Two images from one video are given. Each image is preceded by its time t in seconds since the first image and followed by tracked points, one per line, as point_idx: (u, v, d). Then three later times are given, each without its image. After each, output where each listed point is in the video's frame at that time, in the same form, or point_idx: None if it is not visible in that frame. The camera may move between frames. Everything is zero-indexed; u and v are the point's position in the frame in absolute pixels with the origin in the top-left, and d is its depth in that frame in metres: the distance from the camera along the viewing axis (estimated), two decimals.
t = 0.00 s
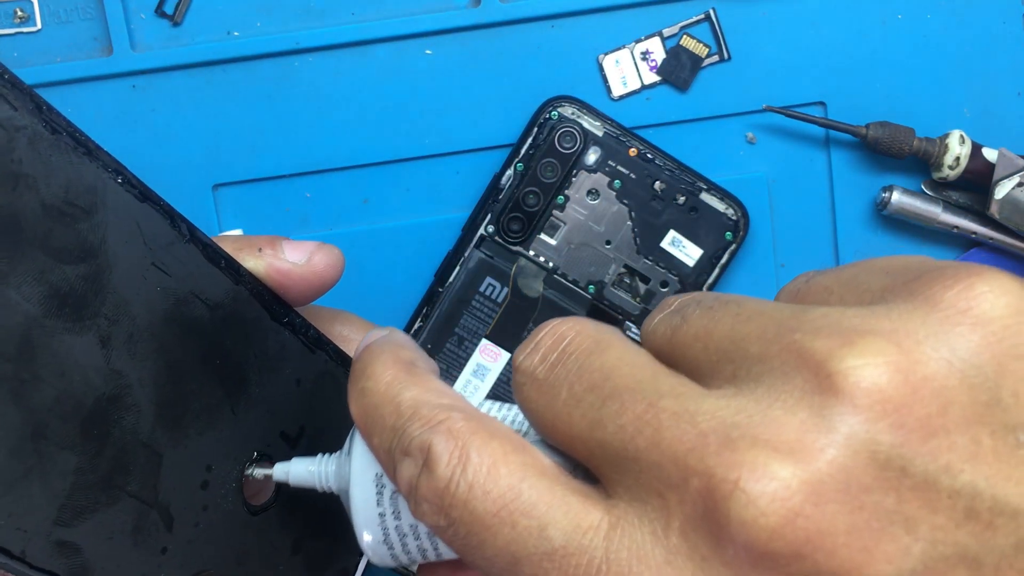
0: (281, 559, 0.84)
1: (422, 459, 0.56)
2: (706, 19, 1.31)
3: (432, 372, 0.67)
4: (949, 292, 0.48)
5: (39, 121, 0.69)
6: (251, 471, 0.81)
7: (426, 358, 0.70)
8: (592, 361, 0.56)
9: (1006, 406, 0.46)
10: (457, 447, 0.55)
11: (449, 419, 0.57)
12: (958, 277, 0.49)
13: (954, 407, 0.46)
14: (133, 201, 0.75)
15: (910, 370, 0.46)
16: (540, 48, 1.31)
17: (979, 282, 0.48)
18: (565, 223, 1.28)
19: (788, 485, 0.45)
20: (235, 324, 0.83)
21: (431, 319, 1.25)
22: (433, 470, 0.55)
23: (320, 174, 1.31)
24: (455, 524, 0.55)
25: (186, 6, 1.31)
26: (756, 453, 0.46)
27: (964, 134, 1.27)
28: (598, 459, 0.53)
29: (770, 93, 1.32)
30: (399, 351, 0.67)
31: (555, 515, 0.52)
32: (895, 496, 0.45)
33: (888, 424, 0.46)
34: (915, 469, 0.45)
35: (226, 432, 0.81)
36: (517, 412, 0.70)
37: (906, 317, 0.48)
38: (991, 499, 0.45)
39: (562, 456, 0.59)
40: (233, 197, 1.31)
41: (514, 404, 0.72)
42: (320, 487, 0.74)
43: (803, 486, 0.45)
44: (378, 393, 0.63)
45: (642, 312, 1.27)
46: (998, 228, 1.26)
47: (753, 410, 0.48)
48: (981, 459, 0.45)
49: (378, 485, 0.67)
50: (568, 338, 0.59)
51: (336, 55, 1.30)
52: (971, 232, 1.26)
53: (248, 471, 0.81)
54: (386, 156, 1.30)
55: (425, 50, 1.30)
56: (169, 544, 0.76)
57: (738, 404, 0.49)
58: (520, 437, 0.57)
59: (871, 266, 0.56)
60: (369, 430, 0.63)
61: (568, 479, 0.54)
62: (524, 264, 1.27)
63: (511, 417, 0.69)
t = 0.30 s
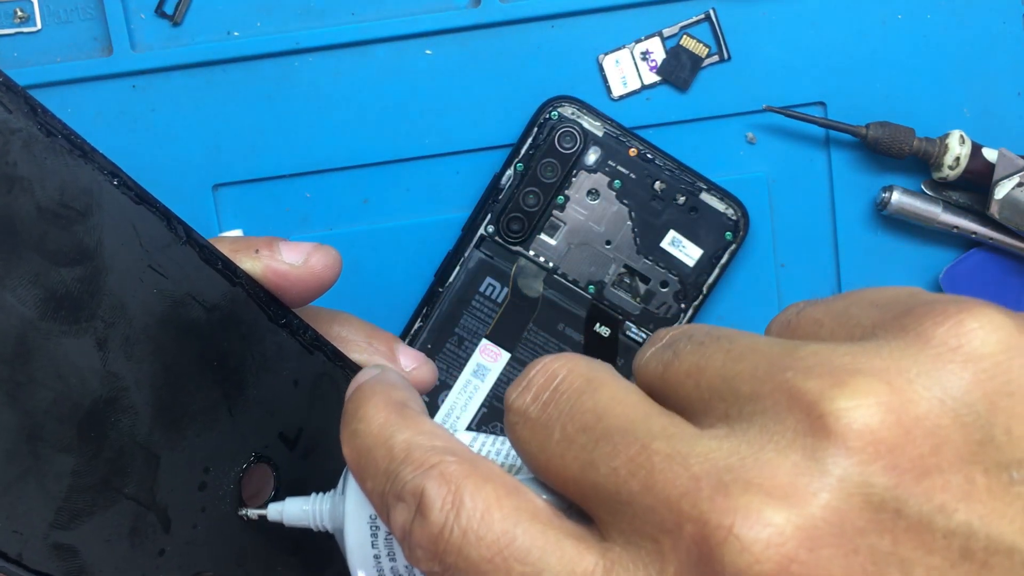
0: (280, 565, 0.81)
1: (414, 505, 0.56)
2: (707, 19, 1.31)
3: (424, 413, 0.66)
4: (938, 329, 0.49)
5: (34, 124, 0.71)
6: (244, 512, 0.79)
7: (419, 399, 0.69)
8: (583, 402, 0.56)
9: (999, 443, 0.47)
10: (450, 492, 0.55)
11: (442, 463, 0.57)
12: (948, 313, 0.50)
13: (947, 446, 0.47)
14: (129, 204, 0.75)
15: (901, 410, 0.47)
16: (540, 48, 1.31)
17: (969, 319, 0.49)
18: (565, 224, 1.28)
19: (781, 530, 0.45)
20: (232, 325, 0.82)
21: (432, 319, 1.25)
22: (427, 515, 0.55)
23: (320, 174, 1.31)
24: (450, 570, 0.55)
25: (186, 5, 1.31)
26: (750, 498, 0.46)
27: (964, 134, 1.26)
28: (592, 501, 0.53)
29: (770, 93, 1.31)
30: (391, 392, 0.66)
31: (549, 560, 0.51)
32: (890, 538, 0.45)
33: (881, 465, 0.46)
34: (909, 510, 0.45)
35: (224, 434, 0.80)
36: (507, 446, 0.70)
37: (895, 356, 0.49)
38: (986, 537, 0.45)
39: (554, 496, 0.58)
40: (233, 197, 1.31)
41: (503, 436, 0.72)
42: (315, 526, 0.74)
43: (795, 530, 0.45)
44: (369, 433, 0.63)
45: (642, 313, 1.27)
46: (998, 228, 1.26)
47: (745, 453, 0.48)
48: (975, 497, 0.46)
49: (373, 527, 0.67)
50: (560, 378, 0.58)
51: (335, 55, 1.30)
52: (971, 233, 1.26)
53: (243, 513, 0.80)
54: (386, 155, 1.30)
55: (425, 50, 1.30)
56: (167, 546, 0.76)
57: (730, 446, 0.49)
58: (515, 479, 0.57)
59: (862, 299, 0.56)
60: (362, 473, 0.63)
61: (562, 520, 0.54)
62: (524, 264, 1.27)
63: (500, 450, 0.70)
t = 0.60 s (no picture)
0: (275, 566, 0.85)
1: (439, 490, 0.56)
2: (707, 18, 1.31)
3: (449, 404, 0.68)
4: (952, 323, 0.49)
5: (25, 130, 0.69)
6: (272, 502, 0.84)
7: (443, 391, 0.70)
8: (604, 391, 0.56)
9: (1010, 435, 0.47)
10: (473, 477, 0.55)
11: (465, 449, 0.57)
12: (961, 307, 0.49)
13: (958, 437, 0.46)
14: (122, 208, 0.75)
15: (915, 401, 0.47)
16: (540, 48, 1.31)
17: (981, 314, 0.49)
18: (565, 224, 1.28)
19: (796, 515, 0.45)
20: (227, 330, 0.82)
21: (431, 319, 1.25)
22: (450, 500, 0.55)
23: (319, 174, 1.31)
24: (471, 554, 0.55)
25: (186, 5, 1.31)
26: (765, 484, 0.46)
27: (964, 134, 1.26)
28: (611, 488, 0.53)
29: (770, 93, 1.31)
30: (418, 383, 0.68)
31: (569, 545, 0.52)
32: (902, 525, 0.45)
33: (895, 454, 0.46)
34: (921, 498, 0.45)
35: (218, 439, 0.81)
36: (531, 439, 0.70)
37: (909, 348, 0.48)
38: (997, 527, 0.45)
39: (576, 485, 0.59)
40: (232, 197, 1.31)
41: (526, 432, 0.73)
42: (341, 516, 0.74)
43: (809, 517, 0.45)
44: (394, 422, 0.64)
45: (642, 313, 1.27)
46: (998, 228, 1.26)
47: (762, 440, 0.48)
48: (986, 487, 0.46)
49: (398, 515, 0.67)
50: (582, 369, 0.59)
51: (336, 55, 1.30)
52: (971, 233, 1.26)
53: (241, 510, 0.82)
54: (386, 155, 1.30)
55: (425, 50, 1.30)
56: (161, 551, 0.76)
57: (748, 435, 0.49)
58: (536, 467, 0.57)
59: (877, 296, 0.56)
60: (387, 461, 0.64)
61: (582, 508, 0.54)
62: (524, 264, 1.27)
63: (525, 444, 0.69)
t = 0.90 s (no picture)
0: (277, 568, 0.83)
1: (430, 464, 0.57)
2: (706, 19, 1.31)
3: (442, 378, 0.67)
4: (953, 303, 0.49)
5: (31, 135, 0.70)
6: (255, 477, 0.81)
7: (436, 365, 0.69)
8: (599, 367, 0.56)
9: (1011, 416, 0.46)
10: (466, 451, 0.55)
11: (457, 424, 0.58)
12: (962, 287, 0.49)
13: (957, 417, 0.46)
14: (126, 212, 0.75)
15: (914, 379, 0.46)
16: (539, 47, 1.31)
17: (983, 293, 0.48)
18: (565, 223, 1.28)
19: (791, 493, 0.45)
20: (231, 334, 0.82)
21: (432, 319, 1.25)
22: (442, 473, 0.56)
23: (320, 174, 1.31)
24: (462, 527, 0.56)
25: (186, 5, 1.31)
26: (761, 461, 0.46)
27: (964, 134, 1.26)
28: (604, 464, 0.53)
29: (770, 93, 1.31)
30: (410, 356, 0.67)
31: (561, 521, 0.52)
32: (898, 505, 0.45)
33: (892, 433, 0.46)
34: (918, 478, 0.45)
35: (222, 443, 0.80)
36: (526, 417, 0.70)
37: (909, 327, 0.48)
38: (995, 508, 0.44)
39: (569, 463, 0.59)
40: (233, 197, 1.31)
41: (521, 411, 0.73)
42: (330, 492, 0.73)
43: (804, 494, 0.45)
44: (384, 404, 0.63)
45: (642, 312, 1.27)
46: (998, 228, 1.26)
47: (758, 418, 0.48)
48: (984, 467, 0.45)
49: (387, 492, 0.66)
50: (576, 346, 0.59)
51: (336, 55, 1.30)
52: (971, 233, 1.26)
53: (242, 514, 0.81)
54: (386, 156, 1.30)
55: (425, 50, 1.30)
56: (165, 556, 0.76)
57: (744, 412, 0.49)
58: (528, 442, 0.58)
59: (876, 276, 0.56)
60: (377, 434, 0.64)
61: (576, 485, 0.54)
62: (524, 264, 1.27)
63: (519, 422, 0.69)
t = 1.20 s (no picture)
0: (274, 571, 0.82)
1: (415, 492, 0.56)
2: (707, 18, 1.31)
3: (427, 400, 0.66)
4: (945, 323, 0.49)
5: (26, 136, 0.71)
6: (242, 500, 0.80)
7: (421, 387, 0.68)
8: (587, 392, 0.55)
9: (1003, 438, 0.47)
10: (450, 479, 0.54)
11: (443, 450, 0.56)
12: (954, 307, 0.49)
13: (951, 440, 0.46)
14: (121, 214, 0.75)
15: (906, 403, 0.46)
16: (539, 47, 1.31)
17: (974, 314, 0.49)
18: (565, 223, 1.28)
19: (784, 522, 0.45)
20: (227, 334, 0.82)
21: (432, 319, 1.25)
22: (427, 502, 0.55)
23: (320, 174, 1.31)
24: (448, 558, 0.55)
25: (186, 5, 1.31)
26: (753, 489, 0.46)
27: (964, 134, 1.26)
28: (593, 492, 0.52)
29: (770, 93, 1.31)
30: (393, 379, 0.65)
31: (550, 550, 0.51)
32: (892, 532, 0.45)
33: (885, 459, 0.46)
34: (912, 504, 0.45)
35: (219, 444, 0.80)
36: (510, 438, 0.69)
37: (901, 349, 0.48)
38: (989, 533, 0.45)
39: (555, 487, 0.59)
40: (233, 196, 1.31)
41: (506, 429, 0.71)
42: (314, 514, 0.73)
43: (797, 522, 0.45)
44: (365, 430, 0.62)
45: (642, 313, 1.27)
46: (998, 228, 1.25)
47: (749, 444, 0.48)
48: (979, 492, 0.46)
49: (373, 515, 0.66)
50: (563, 366, 0.57)
51: (335, 54, 1.30)
52: (971, 233, 1.26)
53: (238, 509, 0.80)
54: (386, 155, 1.30)
55: (425, 50, 1.30)
56: (162, 557, 0.76)
57: (733, 438, 0.48)
58: (515, 469, 0.56)
59: (866, 293, 0.56)
60: (361, 460, 0.62)
61: (563, 511, 0.53)
62: (524, 264, 1.27)
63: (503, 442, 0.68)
